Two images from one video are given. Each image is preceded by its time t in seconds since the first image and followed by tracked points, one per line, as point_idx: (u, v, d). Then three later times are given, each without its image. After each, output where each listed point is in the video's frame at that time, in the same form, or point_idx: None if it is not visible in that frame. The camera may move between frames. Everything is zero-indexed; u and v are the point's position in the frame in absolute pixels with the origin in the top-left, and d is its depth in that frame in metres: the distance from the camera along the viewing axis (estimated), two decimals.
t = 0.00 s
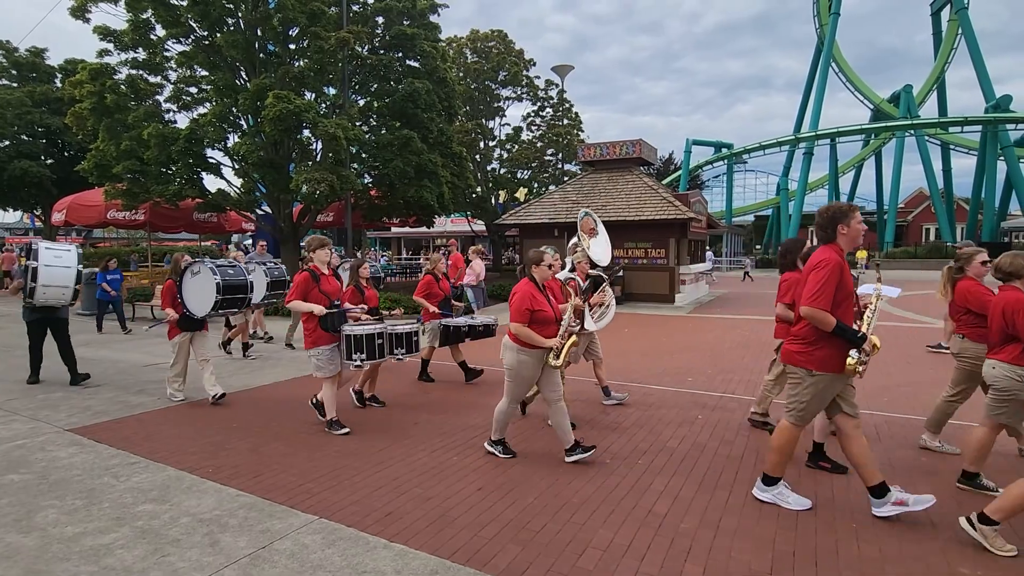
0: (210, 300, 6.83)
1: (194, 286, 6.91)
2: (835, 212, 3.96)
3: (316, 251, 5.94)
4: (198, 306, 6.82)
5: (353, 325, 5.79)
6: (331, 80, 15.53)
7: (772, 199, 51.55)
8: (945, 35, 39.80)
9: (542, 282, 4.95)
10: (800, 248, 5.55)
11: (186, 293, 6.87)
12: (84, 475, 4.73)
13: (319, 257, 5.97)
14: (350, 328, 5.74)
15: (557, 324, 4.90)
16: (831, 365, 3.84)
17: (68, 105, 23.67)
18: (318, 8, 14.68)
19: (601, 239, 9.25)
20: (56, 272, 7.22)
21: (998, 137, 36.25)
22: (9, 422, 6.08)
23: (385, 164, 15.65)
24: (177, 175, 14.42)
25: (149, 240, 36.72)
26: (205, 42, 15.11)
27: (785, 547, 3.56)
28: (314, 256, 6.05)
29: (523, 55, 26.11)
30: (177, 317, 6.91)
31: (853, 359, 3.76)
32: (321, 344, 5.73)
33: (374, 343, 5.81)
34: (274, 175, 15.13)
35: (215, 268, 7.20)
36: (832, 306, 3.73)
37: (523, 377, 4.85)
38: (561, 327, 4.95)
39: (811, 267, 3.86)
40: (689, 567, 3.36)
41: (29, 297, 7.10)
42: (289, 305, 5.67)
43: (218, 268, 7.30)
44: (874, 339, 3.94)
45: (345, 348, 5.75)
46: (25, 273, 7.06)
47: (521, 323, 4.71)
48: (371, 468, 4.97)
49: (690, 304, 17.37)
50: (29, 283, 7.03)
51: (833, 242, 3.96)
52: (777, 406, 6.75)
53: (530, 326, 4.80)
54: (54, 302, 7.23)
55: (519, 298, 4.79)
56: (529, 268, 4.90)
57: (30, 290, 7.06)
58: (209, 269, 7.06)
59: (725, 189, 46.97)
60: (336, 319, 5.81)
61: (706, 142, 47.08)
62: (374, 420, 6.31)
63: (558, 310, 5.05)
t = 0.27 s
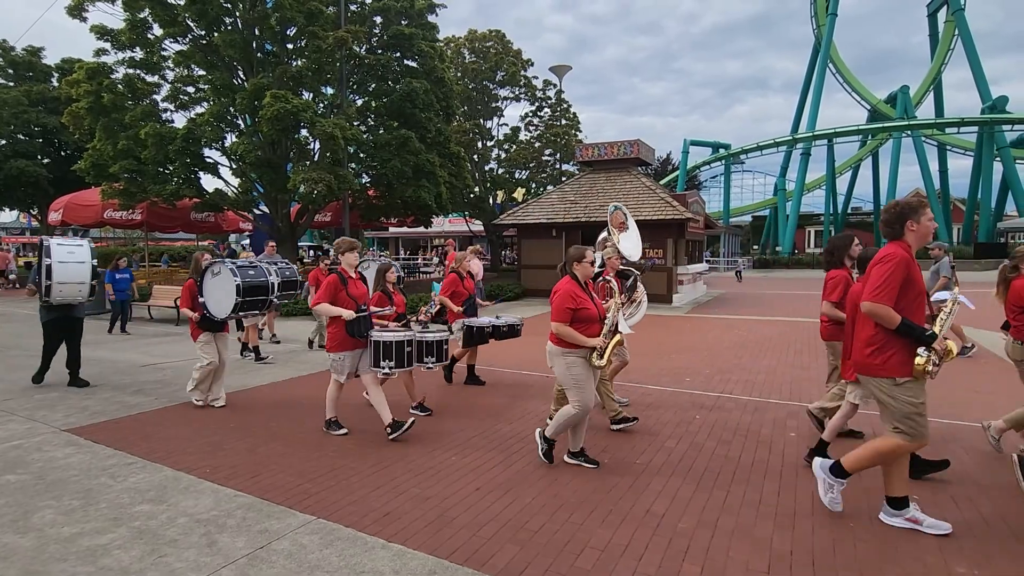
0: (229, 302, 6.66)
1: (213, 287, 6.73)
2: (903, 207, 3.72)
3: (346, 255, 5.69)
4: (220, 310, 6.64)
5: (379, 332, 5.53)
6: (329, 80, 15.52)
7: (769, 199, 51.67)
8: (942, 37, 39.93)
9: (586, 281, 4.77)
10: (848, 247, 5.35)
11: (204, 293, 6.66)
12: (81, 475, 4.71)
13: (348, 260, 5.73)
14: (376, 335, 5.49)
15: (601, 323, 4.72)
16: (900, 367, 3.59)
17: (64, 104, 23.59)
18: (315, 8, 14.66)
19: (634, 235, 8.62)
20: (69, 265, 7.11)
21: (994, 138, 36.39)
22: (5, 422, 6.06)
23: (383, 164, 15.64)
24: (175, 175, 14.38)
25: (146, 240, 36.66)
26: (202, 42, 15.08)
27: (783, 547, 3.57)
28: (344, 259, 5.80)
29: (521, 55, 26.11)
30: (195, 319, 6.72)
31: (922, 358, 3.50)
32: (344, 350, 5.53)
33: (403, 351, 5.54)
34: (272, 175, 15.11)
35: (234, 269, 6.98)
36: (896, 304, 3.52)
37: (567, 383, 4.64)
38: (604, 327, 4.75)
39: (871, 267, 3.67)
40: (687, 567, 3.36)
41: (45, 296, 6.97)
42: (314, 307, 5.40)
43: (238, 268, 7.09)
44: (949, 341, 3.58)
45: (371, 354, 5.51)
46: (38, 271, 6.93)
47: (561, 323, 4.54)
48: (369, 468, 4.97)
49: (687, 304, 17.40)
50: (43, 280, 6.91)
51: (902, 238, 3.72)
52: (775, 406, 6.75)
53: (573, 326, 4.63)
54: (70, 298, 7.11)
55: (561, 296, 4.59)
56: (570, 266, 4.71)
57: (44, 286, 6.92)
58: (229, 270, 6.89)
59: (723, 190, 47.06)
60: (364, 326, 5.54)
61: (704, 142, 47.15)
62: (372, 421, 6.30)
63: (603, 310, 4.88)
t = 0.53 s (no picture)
0: (252, 308, 6.46)
1: (235, 292, 6.60)
2: (982, 208, 3.60)
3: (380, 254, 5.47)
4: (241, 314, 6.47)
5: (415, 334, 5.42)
6: (327, 80, 15.50)
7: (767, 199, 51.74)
8: (939, 37, 40.00)
9: (628, 285, 4.52)
10: (901, 250, 5.05)
11: (225, 299, 6.56)
12: (78, 477, 4.70)
13: (383, 258, 5.52)
14: (410, 339, 5.35)
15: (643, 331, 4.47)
16: (984, 377, 3.48)
17: (62, 104, 23.52)
18: (313, 8, 14.64)
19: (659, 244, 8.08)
20: (73, 270, 7.02)
21: (991, 138, 36.49)
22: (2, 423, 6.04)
23: (381, 164, 15.62)
24: (173, 175, 14.35)
25: (143, 240, 36.58)
26: (200, 42, 15.06)
27: (782, 547, 3.57)
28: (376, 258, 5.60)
29: (519, 56, 26.09)
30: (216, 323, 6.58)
31: (1005, 369, 3.37)
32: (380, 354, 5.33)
33: (439, 356, 5.44)
34: (270, 175, 15.10)
35: (258, 272, 6.73)
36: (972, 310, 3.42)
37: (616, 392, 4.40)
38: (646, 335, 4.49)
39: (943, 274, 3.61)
40: (687, 567, 3.37)
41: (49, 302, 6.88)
42: (346, 308, 5.26)
43: (263, 271, 6.82)
44: None
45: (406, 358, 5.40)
46: (41, 277, 6.90)
47: (602, 330, 4.31)
48: (368, 468, 4.96)
49: (686, 304, 17.40)
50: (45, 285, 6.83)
51: (976, 242, 3.61)
52: (774, 405, 6.77)
53: (615, 332, 4.40)
54: (74, 304, 6.98)
55: (602, 302, 4.37)
56: (614, 270, 4.47)
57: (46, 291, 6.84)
58: (251, 275, 6.65)
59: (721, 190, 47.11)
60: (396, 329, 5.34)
61: (702, 143, 47.19)
62: (371, 421, 6.30)
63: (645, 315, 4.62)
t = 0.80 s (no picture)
0: (279, 307, 6.14)
1: (260, 290, 6.27)
2: None
3: (410, 257, 5.41)
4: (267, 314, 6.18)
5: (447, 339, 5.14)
6: (326, 81, 15.50)
7: (766, 200, 51.82)
8: (936, 38, 40.09)
9: (674, 283, 4.41)
10: (957, 247, 5.11)
11: (251, 298, 6.25)
12: (76, 478, 4.69)
13: (414, 262, 5.44)
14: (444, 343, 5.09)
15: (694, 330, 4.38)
16: None
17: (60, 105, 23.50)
18: (312, 9, 14.63)
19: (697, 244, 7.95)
20: (81, 268, 6.90)
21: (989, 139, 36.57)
22: None
23: (380, 165, 15.61)
24: (171, 176, 14.34)
25: (142, 241, 36.58)
26: (198, 43, 15.05)
27: (780, 547, 3.58)
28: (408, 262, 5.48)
29: (518, 56, 26.10)
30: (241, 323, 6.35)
31: None
32: (416, 359, 5.21)
33: (475, 362, 5.13)
34: (269, 176, 15.08)
35: (285, 269, 6.41)
36: None
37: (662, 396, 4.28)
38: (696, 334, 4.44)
39: (1017, 281, 3.58)
40: (685, 567, 3.37)
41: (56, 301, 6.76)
42: (380, 315, 5.12)
43: (289, 268, 6.49)
44: None
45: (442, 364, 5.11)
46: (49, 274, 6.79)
47: (657, 330, 4.14)
48: (367, 469, 4.95)
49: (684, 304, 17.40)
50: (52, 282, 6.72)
51: None
52: (772, 405, 6.79)
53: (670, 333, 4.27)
54: (81, 302, 6.83)
55: (657, 301, 4.21)
56: (661, 268, 4.34)
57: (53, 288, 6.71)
58: (278, 271, 6.33)
59: (719, 190, 47.16)
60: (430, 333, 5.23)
61: (700, 144, 47.24)
62: (370, 422, 6.30)
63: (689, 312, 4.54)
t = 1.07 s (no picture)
0: (310, 316, 5.93)
1: (288, 295, 6.03)
2: None
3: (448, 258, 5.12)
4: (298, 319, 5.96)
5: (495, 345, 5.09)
6: (324, 82, 15.49)
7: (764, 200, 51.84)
8: (934, 39, 40.19)
9: (726, 289, 4.26)
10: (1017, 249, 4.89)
11: (278, 303, 6.01)
12: (74, 480, 4.68)
13: (451, 263, 5.19)
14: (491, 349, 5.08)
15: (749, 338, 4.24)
16: None
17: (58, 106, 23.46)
18: (311, 10, 14.62)
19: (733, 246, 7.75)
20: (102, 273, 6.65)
21: (986, 140, 36.66)
22: None
23: (379, 166, 15.59)
24: (169, 177, 14.33)
25: (140, 243, 36.57)
26: (197, 44, 15.04)
27: (779, 548, 3.58)
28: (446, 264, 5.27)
29: (517, 58, 26.11)
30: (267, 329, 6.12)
31: None
32: (457, 366, 4.99)
33: (524, 366, 5.13)
34: (267, 177, 15.03)
35: (314, 273, 6.24)
36: None
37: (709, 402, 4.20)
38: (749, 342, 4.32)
39: None
40: (684, 568, 3.37)
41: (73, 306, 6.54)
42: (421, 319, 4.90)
43: (318, 272, 6.34)
44: None
45: (492, 369, 5.05)
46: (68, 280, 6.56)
47: (713, 340, 3.98)
48: (365, 471, 4.94)
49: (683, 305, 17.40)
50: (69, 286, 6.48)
51: None
52: (772, 406, 6.80)
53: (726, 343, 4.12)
54: (97, 308, 6.53)
55: (715, 310, 4.03)
56: (715, 275, 4.19)
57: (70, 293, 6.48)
58: (306, 276, 6.12)
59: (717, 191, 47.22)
60: (472, 340, 5.02)
61: (698, 144, 47.29)
62: (370, 423, 6.30)
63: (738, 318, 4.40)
